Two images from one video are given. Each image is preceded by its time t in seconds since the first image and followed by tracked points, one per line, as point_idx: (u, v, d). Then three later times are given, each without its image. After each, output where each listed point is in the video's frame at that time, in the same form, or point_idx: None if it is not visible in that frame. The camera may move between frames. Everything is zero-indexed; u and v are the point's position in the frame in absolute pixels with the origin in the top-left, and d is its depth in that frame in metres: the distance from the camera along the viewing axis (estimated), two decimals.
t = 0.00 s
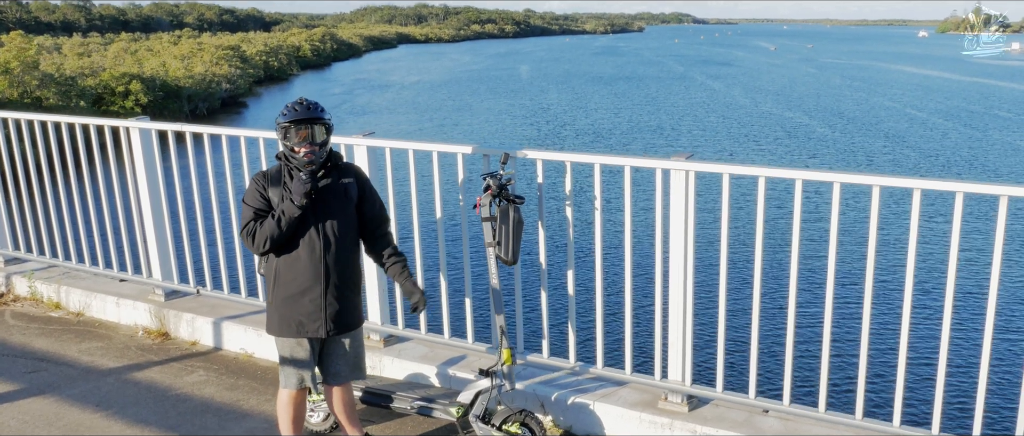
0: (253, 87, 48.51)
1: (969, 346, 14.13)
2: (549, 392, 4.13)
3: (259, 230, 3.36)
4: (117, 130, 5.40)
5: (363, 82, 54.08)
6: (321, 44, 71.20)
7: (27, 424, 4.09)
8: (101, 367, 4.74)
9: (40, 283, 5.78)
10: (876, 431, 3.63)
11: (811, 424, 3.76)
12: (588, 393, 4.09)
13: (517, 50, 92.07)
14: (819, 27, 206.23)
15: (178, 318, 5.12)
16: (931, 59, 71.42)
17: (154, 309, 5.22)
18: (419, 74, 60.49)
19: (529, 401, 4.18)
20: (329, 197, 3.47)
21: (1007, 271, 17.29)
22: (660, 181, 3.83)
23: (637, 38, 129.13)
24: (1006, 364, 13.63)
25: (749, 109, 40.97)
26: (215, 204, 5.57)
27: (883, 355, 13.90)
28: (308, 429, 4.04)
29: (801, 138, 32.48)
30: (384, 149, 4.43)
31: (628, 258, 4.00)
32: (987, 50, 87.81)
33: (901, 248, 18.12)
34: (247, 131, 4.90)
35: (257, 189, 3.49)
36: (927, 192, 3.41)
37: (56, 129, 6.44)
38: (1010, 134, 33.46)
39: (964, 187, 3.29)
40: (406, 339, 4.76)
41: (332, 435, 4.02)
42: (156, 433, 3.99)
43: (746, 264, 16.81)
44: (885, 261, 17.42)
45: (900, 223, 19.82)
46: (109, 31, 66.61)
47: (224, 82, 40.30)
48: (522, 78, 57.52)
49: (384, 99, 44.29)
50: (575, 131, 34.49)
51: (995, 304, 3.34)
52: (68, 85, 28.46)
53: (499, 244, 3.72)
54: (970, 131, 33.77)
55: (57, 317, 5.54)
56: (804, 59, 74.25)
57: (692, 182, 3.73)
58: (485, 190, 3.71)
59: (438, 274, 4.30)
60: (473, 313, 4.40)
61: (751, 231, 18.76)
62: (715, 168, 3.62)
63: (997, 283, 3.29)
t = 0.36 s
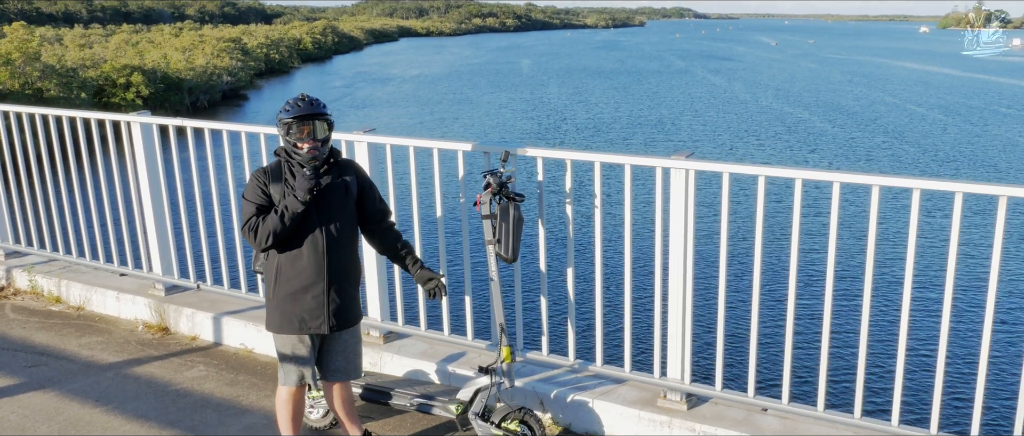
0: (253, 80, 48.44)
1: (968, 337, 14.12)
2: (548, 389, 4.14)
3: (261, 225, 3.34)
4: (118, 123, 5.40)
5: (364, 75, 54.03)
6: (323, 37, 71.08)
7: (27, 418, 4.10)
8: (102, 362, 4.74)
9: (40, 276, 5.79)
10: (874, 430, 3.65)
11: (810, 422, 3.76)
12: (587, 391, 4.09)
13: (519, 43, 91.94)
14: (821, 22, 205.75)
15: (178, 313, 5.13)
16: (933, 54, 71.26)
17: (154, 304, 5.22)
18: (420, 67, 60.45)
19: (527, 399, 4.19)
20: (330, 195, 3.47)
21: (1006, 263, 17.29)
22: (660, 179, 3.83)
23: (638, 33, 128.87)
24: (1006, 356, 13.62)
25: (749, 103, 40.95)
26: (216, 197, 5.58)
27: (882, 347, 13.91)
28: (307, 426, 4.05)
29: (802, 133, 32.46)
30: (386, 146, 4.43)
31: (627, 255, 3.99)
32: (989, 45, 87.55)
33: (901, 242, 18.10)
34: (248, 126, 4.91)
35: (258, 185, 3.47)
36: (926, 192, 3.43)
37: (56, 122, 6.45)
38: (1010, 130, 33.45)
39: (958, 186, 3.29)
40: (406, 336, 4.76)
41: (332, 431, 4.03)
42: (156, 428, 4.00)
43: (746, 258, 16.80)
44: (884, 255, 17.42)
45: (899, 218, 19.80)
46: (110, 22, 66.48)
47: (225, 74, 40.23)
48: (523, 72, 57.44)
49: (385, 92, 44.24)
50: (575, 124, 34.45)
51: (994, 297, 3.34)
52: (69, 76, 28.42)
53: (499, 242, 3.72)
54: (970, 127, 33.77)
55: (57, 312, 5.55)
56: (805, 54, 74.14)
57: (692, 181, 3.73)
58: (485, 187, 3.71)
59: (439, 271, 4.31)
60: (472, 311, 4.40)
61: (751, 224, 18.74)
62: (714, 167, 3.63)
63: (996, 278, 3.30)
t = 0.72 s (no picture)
0: (253, 71, 48.33)
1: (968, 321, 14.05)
2: (547, 383, 4.15)
3: (264, 222, 3.34)
4: (118, 116, 5.40)
5: (363, 66, 53.91)
6: (323, 28, 70.88)
7: (28, 412, 4.11)
8: (102, 355, 4.75)
9: (39, 270, 5.79)
10: (874, 426, 3.66)
11: (809, 417, 3.77)
12: (587, 386, 4.10)
13: (520, 35, 91.63)
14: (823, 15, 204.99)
15: (179, 306, 5.13)
16: (934, 48, 70.99)
17: (155, 297, 5.22)
18: (419, 59, 60.31)
19: (527, 393, 4.20)
20: (332, 192, 3.48)
21: (1008, 254, 17.23)
22: (660, 174, 3.82)
23: (639, 26, 128.45)
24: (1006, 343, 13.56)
25: (749, 96, 40.90)
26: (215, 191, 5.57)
27: (882, 329, 13.82)
28: (308, 419, 4.06)
29: (802, 126, 32.45)
30: (386, 140, 4.44)
31: (627, 249, 3.99)
32: (990, 40, 84.53)
33: (901, 232, 18.05)
34: (249, 120, 4.92)
35: (258, 181, 3.46)
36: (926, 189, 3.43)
37: (56, 114, 6.44)
38: (1009, 124, 33.42)
39: (959, 183, 3.29)
40: (406, 330, 4.77)
41: (332, 425, 4.03)
42: (156, 422, 4.01)
43: (746, 249, 16.78)
44: (884, 244, 17.37)
45: (900, 210, 19.74)
46: (110, 13, 66.26)
47: (224, 66, 40.15)
48: (522, 64, 57.30)
49: (385, 84, 44.13)
50: (575, 117, 34.37)
51: (994, 294, 3.36)
52: (68, 68, 28.33)
53: (499, 236, 3.72)
54: (969, 120, 33.73)
55: (57, 305, 5.56)
56: (806, 47, 73.91)
57: (693, 177, 3.73)
58: (485, 183, 3.71)
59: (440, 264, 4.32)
60: (472, 305, 4.41)
61: (751, 215, 18.69)
62: (715, 163, 3.63)
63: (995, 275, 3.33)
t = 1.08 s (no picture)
0: (253, 64, 48.24)
1: (970, 309, 13.99)
2: (547, 380, 4.16)
3: (262, 219, 3.35)
4: (119, 111, 5.41)
5: (364, 58, 53.77)
6: (323, 20, 70.63)
7: (29, 406, 4.13)
8: (102, 350, 4.76)
9: (40, 264, 5.80)
10: (873, 422, 3.67)
11: (808, 414, 3.78)
12: (586, 382, 4.11)
13: (521, 27, 91.38)
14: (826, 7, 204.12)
15: (179, 301, 5.14)
16: (936, 40, 70.70)
17: (155, 292, 5.24)
18: (420, 51, 60.13)
19: (527, 389, 4.21)
20: (331, 189, 3.48)
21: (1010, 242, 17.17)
22: (660, 171, 3.83)
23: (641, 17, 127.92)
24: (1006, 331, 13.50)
25: (749, 88, 40.81)
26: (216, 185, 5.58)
27: (883, 316, 13.76)
28: (308, 415, 4.07)
29: (802, 118, 32.36)
30: (386, 135, 4.45)
31: (627, 245, 4.00)
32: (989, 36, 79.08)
33: (902, 222, 17.98)
34: (249, 116, 4.93)
35: (257, 179, 3.47)
36: (924, 187, 3.44)
37: (55, 107, 6.43)
38: (1010, 115, 33.31)
39: (956, 180, 3.29)
40: (406, 325, 4.78)
41: (333, 421, 4.05)
42: (157, 417, 4.02)
43: (746, 241, 16.73)
44: (885, 234, 17.31)
45: (902, 201, 19.66)
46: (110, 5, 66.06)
47: (225, 58, 40.06)
48: (523, 56, 57.14)
49: (385, 76, 44.04)
50: (575, 108, 34.31)
51: (992, 289, 3.36)
52: (68, 60, 28.27)
53: (499, 234, 3.72)
54: (969, 112, 33.61)
55: (57, 299, 5.56)
56: (808, 39, 73.57)
57: (693, 173, 3.74)
58: (485, 179, 3.71)
59: (441, 260, 4.34)
60: (472, 301, 4.41)
61: (752, 207, 18.64)
62: (716, 160, 3.63)
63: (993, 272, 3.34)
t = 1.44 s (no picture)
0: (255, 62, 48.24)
1: (969, 311, 13.97)
2: (547, 383, 4.16)
3: (256, 223, 3.36)
4: (120, 111, 5.41)
5: (366, 57, 53.78)
6: (325, 18, 70.63)
7: (28, 406, 4.13)
8: (102, 350, 4.76)
9: (40, 262, 5.80)
10: (871, 428, 3.68)
11: (806, 419, 3.78)
12: (585, 386, 4.10)
13: (522, 27, 91.40)
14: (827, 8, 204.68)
15: (179, 301, 5.14)
16: (937, 43, 70.69)
17: (155, 291, 5.24)
18: (421, 50, 60.10)
19: (526, 393, 4.21)
20: (326, 191, 3.47)
21: (1010, 244, 17.16)
22: (661, 175, 3.82)
23: (643, 18, 127.80)
24: (1006, 332, 13.48)
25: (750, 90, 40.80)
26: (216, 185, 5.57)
27: (882, 317, 13.73)
28: (308, 417, 4.07)
29: (802, 120, 32.33)
30: (387, 137, 4.46)
31: (627, 249, 3.99)
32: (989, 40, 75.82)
33: (902, 223, 17.97)
34: (249, 117, 4.94)
35: (253, 183, 3.48)
36: (924, 194, 3.44)
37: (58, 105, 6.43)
38: (1010, 119, 33.28)
39: (954, 187, 3.30)
40: (406, 327, 4.78)
41: (332, 423, 4.05)
42: (156, 418, 4.02)
43: (746, 241, 16.72)
44: (886, 234, 17.29)
45: (903, 202, 19.67)
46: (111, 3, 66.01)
47: (226, 56, 40.04)
48: (524, 56, 57.09)
49: (386, 75, 44.06)
50: (575, 108, 34.31)
51: (992, 294, 3.34)
52: (70, 56, 28.27)
53: (499, 236, 3.70)
54: (970, 115, 33.59)
55: (57, 298, 5.57)
56: (809, 41, 73.58)
57: (693, 178, 3.74)
58: (486, 183, 3.70)
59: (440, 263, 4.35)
60: (472, 303, 4.41)
61: (751, 209, 18.66)
62: (716, 166, 3.63)
63: (992, 280, 3.33)
